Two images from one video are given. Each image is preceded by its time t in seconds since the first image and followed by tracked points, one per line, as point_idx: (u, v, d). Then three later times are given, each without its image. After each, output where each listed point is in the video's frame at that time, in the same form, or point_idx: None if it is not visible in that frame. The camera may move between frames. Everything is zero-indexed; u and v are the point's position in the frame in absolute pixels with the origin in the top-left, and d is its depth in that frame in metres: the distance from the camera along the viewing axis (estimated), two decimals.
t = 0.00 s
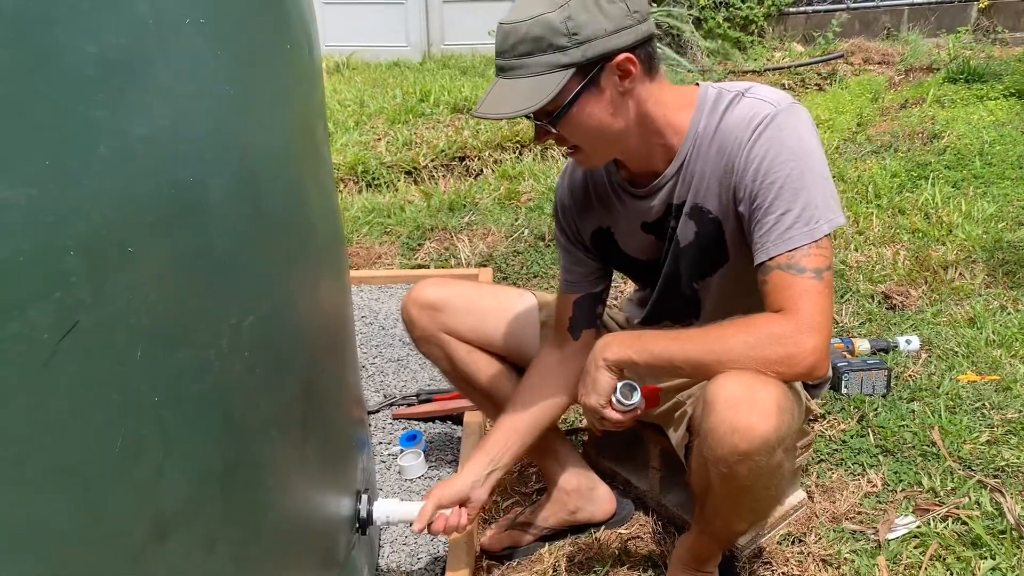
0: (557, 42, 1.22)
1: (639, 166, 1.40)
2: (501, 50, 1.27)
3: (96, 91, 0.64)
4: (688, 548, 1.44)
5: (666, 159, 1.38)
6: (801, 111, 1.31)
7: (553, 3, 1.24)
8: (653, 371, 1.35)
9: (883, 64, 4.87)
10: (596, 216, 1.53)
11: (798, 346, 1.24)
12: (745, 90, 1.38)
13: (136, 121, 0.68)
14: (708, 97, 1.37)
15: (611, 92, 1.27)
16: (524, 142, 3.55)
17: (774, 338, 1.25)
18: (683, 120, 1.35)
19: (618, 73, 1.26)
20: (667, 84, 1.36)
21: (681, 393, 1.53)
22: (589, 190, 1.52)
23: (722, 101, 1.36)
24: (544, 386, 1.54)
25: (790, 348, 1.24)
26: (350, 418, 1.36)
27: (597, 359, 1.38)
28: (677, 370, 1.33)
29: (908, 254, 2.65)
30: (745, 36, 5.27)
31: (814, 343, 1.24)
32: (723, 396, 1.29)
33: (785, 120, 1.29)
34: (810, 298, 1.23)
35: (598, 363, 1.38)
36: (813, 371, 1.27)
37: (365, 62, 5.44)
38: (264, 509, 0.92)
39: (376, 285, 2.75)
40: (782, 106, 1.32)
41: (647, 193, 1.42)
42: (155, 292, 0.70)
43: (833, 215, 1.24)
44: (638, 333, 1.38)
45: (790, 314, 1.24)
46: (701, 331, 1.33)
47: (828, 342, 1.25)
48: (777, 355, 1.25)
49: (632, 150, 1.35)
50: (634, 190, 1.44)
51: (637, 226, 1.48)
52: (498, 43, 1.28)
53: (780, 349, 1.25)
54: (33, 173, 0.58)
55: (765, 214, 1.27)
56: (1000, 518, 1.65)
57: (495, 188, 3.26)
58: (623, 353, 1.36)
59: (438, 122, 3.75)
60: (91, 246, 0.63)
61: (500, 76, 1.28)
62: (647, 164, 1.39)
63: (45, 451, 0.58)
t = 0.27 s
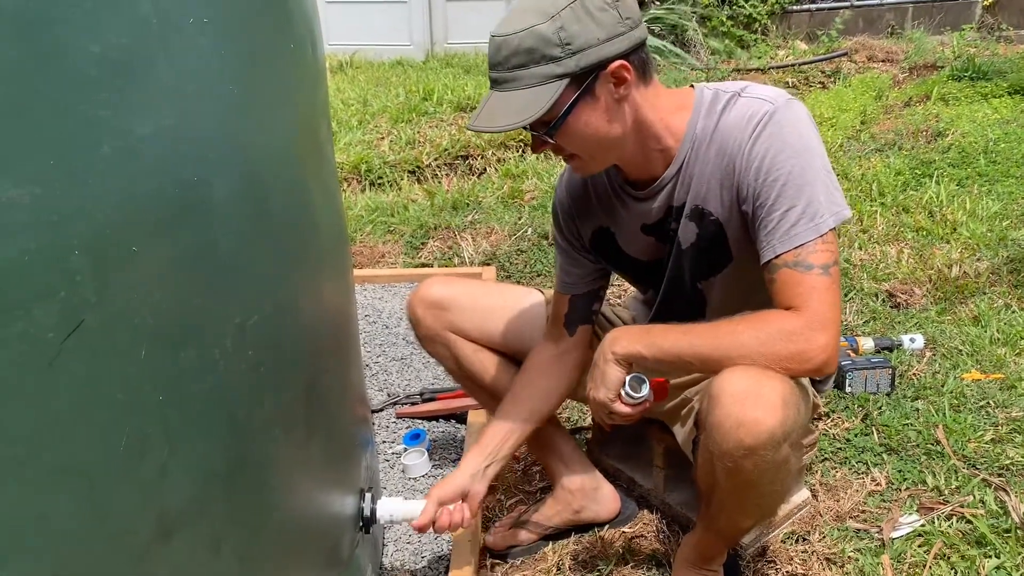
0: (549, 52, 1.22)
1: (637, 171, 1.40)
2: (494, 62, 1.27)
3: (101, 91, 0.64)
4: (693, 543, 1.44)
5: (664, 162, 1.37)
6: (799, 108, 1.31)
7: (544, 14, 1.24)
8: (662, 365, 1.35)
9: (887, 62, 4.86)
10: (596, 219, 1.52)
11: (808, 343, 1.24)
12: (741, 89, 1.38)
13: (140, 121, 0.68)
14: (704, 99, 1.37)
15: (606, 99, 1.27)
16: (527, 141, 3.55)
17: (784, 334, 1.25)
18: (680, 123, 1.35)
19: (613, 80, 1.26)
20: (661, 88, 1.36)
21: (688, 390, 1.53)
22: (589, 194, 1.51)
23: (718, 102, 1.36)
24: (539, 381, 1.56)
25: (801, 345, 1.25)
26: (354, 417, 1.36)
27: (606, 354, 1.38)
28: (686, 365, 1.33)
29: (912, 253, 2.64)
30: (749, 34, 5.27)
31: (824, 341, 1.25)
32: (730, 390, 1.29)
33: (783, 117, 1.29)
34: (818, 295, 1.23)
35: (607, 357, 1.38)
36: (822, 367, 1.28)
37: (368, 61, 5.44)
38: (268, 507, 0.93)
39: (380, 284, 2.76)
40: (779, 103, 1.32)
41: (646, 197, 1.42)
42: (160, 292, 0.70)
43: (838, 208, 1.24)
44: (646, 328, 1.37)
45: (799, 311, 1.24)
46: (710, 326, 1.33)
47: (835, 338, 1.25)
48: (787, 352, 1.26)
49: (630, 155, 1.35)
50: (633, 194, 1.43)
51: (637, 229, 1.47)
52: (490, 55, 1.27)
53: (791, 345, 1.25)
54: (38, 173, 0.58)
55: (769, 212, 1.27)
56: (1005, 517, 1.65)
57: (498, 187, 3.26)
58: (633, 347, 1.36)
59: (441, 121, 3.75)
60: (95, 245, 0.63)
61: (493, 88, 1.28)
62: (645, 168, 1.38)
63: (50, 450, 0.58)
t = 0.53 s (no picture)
0: (558, 54, 1.22)
1: (644, 170, 1.40)
2: (500, 62, 1.26)
3: (103, 90, 0.64)
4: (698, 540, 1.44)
5: (670, 161, 1.37)
6: (808, 107, 1.31)
7: (551, 14, 1.23)
8: (670, 357, 1.35)
9: (891, 58, 4.84)
10: (602, 217, 1.52)
11: (815, 344, 1.24)
12: (749, 88, 1.38)
13: (143, 120, 0.68)
14: (712, 98, 1.37)
15: (615, 99, 1.27)
16: (530, 139, 3.55)
17: (792, 332, 1.25)
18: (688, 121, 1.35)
19: (622, 81, 1.26)
20: (669, 87, 1.36)
21: (695, 385, 1.53)
22: (596, 194, 1.52)
23: (727, 101, 1.36)
24: (542, 379, 1.57)
25: (808, 344, 1.24)
26: (358, 415, 1.36)
27: (615, 344, 1.38)
28: (694, 357, 1.33)
29: (916, 250, 2.64)
30: (752, 31, 5.26)
31: (832, 341, 1.24)
32: (735, 385, 1.29)
33: (792, 117, 1.29)
34: (827, 295, 1.23)
35: (615, 348, 1.38)
36: (830, 368, 1.27)
37: (370, 59, 5.44)
38: (272, 505, 0.93)
39: (383, 282, 2.76)
40: (788, 102, 1.31)
41: (653, 195, 1.42)
42: (163, 291, 0.71)
43: (847, 208, 1.24)
44: (656, 319, 1.37)
45: (807, 310, 1.24)
46: (718, 321, 1.33)
47: (845, 339, 1.25)
48: (794, 351, 1.25)
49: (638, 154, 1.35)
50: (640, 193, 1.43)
51: (644, 229, 1.47)
52: (497, 56, 1.26)
53: (798, 344, 1.25)
54: (41, 172, 0.58)
55: (778, 212, 1.26)
56: (1010, 514, 1.64)
57: (501, 185, 3.26)
58: (641, 338, 1.36)
59: (444, 119, 3.76)
60: (98, 245, 0.63)
61: (500, 89, 1.27)
62: (651, 167, 1.38)
63: (54, 449, 0.58)
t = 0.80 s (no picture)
0: (576, 40, 1.22)
1: (655, 159, 1.39)
2: (518, 47, 1.26)
3: (106, 88, 0.64)
4: (704, 539, 1.44)
5: (682, 152, 1.37)
6: (823, 105, 1.31)
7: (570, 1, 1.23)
8: (676, 361, 1.35)
9: (894, 55, 4.83)
10: (610, 208, 1.52)
11: (823, 339, 1.24)
12: (764, 83, 1.37)
13: (146, 118, 0.68)
14: (727, 91, 1.36)
15: (630, 88, 1.27)
16: (532, 136, 3.54)
17: (800, 330, 1.24)
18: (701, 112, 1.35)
19: (638, 69, 1.26)
20: (683, 77, 1.35)
21: (700, 383, 1.53)
22: (604, 183, 1.51)
23: (741, 94, 1.36)
24: (544, 375, 1.56)
25: (816, 341, 1.24)
26: (361, 413, 1.36)
27: (621, 348, 1.38)
28: (702, 359, 1.32)
29: (919, 247, 2.63)
30: (755, 27, 5.25)
31: (839, 337, 1.24)
32: (745, 384, 1.29)
33: (807, 114, 1.29)
34: (835, 291, 1.23)
35: (621, 351, 1.38)
36: (837, 365, 1.27)
37: (372, 58, 5.44)
38: (276, 504, 0.93)
39: (386, 280, 2.76)
40: (803, 99, 1.31)
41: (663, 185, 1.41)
42: (166, 290, 0.71)
43: (858, 206, 1.24)
44: (662, 321, 1.37)
45: (814, 305, 1.24)
46: (725, 321, 1.32)
47: (852, 336, 1.25)
48: (802, 348, 1.25)
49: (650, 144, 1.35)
50: (650, 182, 1.43)
51: (654, 219, 1.47)
52: (514, 40, 1.26)
53: (806, 341, 1.24)
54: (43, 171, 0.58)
55: (789, 207, 1.26)
56: (1014, 511, 1.64)
57: (504, 183, 3.26)
58: (647, 341, 1.36)
59: (446, 117, 3.75)
60: (102, 244, 0.63)
61: (517, 74, 1.27)
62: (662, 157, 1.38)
63: (58, 449, 0.58)
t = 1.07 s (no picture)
0: (595, 28, 1.22)
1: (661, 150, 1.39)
2: (536, 35, 1.25)
3: (106, 87, 0.64)
4: (703, 539, 1.44)
5: (690, 144, 1.37)
6: (832, 105, 1.31)
7: None
8: (671, 362, 1.34)
9: (895, 54, 4.83)
10: (613, 198, 1.51)
11: (819, 337, 1.24)
12: (775, 80, 1.37)
13: (147, 117, 0.68)
14: (738, 85, 1.36)
15: (645, 78, 1.27)
16: (533, 135, 3.54)
17: (795, 329, 1.25)
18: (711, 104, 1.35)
19: (654, 59, 1.26)
20: (694, 71, 1.36)
21: (696, 383, 1.53)
22: (608, 175, 1.51)
23: (752, 89, 1.36)
24: (543, 370, 1.56)
25: (812, 339, 1.24)
26: (361, 412, 1.36)
27: (615, 350, 1.38)
28: (696, 360, 1.32)
29: (920, 246, 2.63)
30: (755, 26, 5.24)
31: (835, 334, 1.24)
32: (742, 384, 1.28)
33: (816, 113, 1.29)
34: (831, 289, 1.23)
35: (615, 354, 1.38)
36: (830, 363, 1.27)
37: (373, 56, 5.44)
38: (276, 502, 0.93)
39: (387, 279, 2.76)
40: (813, 97, 1.31)
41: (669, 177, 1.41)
42: (166, 289, 0.71)
43: (860, 208, 1.24)
44: (655, 323, 1.37)
45: (810, 304, 1.24)
46: (719, 322, 1.32)
47: (846, 333, 1.25)
48: (798, 347, 1.25)
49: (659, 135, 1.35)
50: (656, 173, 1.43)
51: (656, 212, 1.47)
52: (532, 28, 1.26)
53: (801, 339, 1.24)
54: (44, 169, 0.58)
55: (793, 204, 1.27)
56: (1014, 510, 1.64)
57: (504, 181, 3.26)
58: (641, 343, 1.35)
59: (446, 116, 3.75)
60: (103, 243, 0.63)
61: (534, 61, 1.27)
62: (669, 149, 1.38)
63: (59, 447, 0.58)
